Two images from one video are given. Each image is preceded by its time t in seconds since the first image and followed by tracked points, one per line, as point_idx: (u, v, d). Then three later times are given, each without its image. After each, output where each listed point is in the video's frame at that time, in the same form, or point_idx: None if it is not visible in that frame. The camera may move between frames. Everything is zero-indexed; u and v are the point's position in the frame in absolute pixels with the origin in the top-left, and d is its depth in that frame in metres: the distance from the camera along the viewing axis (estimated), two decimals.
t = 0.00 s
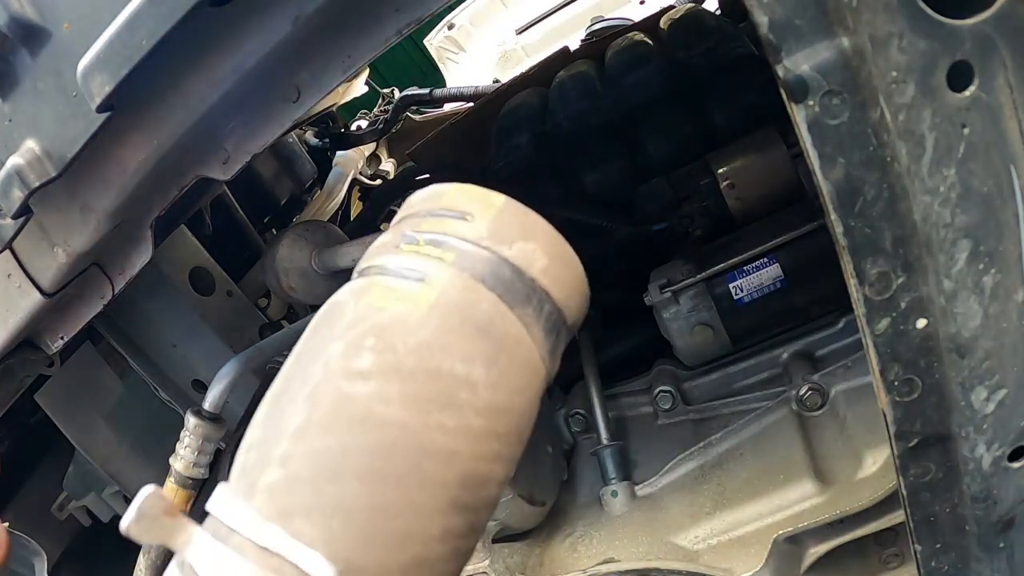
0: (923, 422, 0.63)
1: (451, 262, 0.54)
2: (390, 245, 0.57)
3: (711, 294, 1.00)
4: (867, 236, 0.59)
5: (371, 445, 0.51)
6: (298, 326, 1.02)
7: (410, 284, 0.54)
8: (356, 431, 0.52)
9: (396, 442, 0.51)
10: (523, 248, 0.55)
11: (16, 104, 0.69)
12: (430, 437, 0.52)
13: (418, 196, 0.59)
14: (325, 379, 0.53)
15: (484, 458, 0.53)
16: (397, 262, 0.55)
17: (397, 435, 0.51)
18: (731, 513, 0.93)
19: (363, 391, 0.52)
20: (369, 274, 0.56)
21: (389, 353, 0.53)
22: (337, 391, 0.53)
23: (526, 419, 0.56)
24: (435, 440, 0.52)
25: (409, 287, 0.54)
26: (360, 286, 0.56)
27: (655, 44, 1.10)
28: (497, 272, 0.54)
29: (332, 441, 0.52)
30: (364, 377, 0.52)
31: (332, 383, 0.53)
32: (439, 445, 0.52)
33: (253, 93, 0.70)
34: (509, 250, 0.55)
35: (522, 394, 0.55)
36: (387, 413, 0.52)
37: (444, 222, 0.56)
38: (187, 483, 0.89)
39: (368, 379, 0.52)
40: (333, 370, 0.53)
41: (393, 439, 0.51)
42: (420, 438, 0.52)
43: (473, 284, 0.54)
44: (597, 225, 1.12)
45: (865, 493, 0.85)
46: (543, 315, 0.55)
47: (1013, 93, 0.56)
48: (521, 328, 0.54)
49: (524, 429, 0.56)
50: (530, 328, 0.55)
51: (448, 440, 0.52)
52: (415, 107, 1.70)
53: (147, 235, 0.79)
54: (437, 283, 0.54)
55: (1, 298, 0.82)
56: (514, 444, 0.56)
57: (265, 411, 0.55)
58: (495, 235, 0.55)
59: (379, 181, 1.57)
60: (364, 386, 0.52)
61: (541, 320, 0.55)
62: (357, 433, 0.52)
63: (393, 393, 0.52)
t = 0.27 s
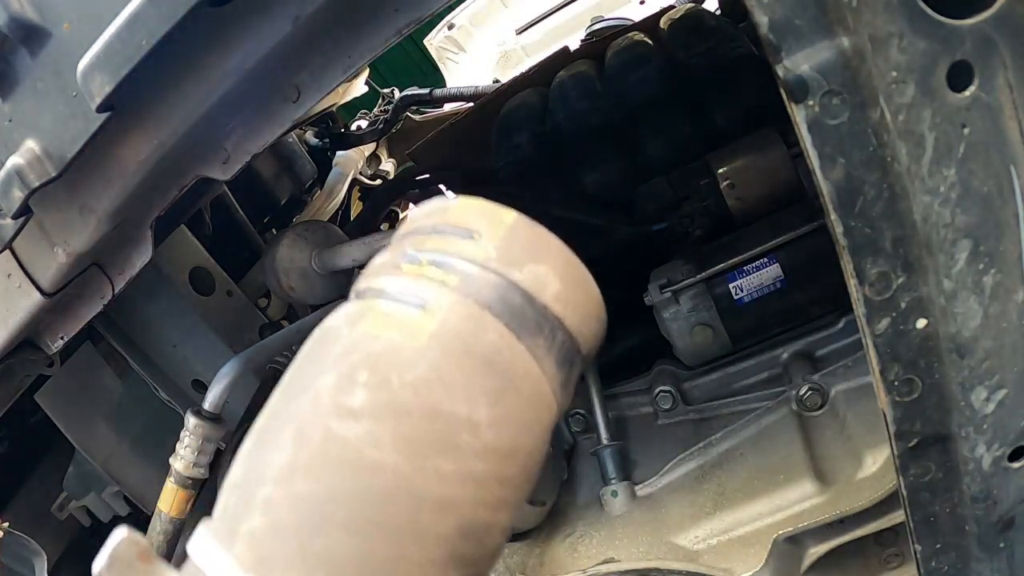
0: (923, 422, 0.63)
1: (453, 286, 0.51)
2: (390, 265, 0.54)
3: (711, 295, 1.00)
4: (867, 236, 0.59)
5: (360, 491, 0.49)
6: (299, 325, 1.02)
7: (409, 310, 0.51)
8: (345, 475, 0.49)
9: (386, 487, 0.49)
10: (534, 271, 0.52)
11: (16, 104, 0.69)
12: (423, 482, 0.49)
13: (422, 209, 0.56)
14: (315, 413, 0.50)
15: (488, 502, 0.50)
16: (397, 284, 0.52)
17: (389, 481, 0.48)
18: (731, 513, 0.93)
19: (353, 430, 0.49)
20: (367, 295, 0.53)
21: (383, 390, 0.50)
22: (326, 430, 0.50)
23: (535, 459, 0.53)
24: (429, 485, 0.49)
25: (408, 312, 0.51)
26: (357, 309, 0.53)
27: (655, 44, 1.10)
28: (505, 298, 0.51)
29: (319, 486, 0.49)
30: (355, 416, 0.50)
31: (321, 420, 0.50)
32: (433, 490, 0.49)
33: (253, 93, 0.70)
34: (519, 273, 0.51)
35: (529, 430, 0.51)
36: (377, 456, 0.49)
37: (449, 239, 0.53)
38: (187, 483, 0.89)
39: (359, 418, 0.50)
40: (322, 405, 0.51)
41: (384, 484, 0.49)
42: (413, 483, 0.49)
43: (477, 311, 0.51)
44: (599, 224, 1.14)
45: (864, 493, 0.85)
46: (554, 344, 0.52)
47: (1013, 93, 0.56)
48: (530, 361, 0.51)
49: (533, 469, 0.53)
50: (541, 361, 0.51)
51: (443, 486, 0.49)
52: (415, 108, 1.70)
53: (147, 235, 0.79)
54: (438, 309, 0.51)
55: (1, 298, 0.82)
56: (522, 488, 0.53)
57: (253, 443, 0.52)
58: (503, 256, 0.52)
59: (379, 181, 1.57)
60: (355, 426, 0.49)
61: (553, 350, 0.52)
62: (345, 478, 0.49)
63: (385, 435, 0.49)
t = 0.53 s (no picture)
0: (923, 422, 0.63)
1: (463, 355, 0.53)
2: (400, 329, 0.56)
3: (711, 295, 1.00)
4: (867, 236, 0.59)
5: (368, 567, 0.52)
6: (299, 325, 1.02)
7: (419, 380, 0.54)
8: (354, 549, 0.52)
9: (392, 561, 0.52)
10: (543, 340, 0.54)
11: (16, 104, 0.69)
12: (428, 558, 0.52)
13: (435, 268, 0.58)
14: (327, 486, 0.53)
15: (493, 572, 0.53)
16: (408, 351, 0.55)
17: (398, 557, 0.51)
18: (732, 513, 0.93)
19: (364, 503, 0.52)
20: (377, 359, 0.56)
21: (393, 470, 0.52)
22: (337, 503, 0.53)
23: (540, 526, 0.56)
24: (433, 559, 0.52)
25: (419, 383, 0.54)
26: (368, 375, 0.56)
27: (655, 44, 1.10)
28: (514, 367, 0.53)
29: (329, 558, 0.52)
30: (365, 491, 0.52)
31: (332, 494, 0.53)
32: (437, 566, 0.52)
33: (253, 93, 0.70)
34: (529, 342, 0.54)
35: (537, 500, 0.54)
36: (385, 530, 0.52)
37: (460, 303, 0.55)
38: (187, 483, 0.90)
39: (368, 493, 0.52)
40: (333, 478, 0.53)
41: (389, 559, 0.52)
42: (417, 558, 0.52)
43: (486, 382, 0.53)
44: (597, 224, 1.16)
45: (864, 493, 0.85)
46: (562, 413, 0.55)
47: (1013, 93, 0.56)
48: (536, 433, 0.54)
49: (540, 529, 0.56)
50: (549, 432, 0.54)
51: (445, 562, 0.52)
52: (415, 107, 1.70)
53: (147, 234, 0.79)
54: (447, 381, 0.53)
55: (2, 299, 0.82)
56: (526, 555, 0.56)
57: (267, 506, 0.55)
58: (512, 324, 0.54)
59: (379, 181, 1.57)
60: (364, 502, 0.52)
61: (560, 420, 0.55)
62: (354, 553, 0.52)
63: (393, 512, 0.52)
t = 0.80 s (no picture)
0: (923, 422, 0.63)
1: (463, 395, 0.49)
2: (402, 367, 0.51)
3: (711, 295, 1.00)
4: (867, 236, 0.59)
5: None
6: (299, 325, 1.02)
7: (420, 420, 0.49)
8: None
9: None
10: (543, 380, 0.49)
11: (16, 104, 0.69)
12: None
13: (433, 307, 0.54)
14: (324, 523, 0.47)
15: None
16: (407, 390, 0.49)
17: None
18: (731, 512, 0.93)
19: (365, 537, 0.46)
20: (379, 398, 0.51)
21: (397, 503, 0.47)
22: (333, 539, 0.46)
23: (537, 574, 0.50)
24: None
25: (419, 423, 0.48)
26: (367, 410, 0.50)
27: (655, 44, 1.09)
28: (513, 408, 0.49)
29: None
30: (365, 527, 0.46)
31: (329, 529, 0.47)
32: None
33: (253, 93, 0.70)
34: (528, 383, 0.49)
35: (533, 542, 0.48)
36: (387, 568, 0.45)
37: (462, 344, 0.50)
38: (187, 483, 0.90)
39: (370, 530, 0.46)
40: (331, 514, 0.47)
41: None
42: None
43: (488, 423, 0.48)
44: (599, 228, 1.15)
45: (864, 493, 0.85)
46: (559, 452, 0.49)
47: (1013, 93, 0.56)
48: (536, 472, 0.48)
49: None
50: (547, 470, 0.49)
51: None
52: (415, 107, 1.70)
53: (147, 235, 0.79)
54: (450, 421, 0.48)
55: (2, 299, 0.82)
56: None
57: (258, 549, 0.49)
58: (513, 365, 0.49)
59: (379, 181, 1.57)
60: (364, 537, 0.46)
61: (557, 460, 0.49)
62: None
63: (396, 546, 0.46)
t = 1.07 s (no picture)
0: (923, 422, 0.63)
1: (472, 450, 0.48)
2: (412, 420, 0.50)
3: (711, 295, 1.00)
4: (867, 236, 0.59)
5: None
6: (299, 325, 1.02)
7: (431, 474, 0.48)
8: None
9: None
10: (547, 436, 0.49)
11: (16, 104, 0.69)
12: None
13: (443, 359, 0.53)
14: (339, 575, 0.47)
15: None
16: (418, 444, 0.49)
17: None
18: (732, 513, 0.93)
19: None
20: (390, 450, 0.50)
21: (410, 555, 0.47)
22: None
23: None
24: None
25: (430, 477, 0.48)
26: (378, 461, 0.50)
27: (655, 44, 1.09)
28: (518, 463, 0.48)
29: None
30: None
31: None
32: None
33: (253, 94, 0.70)
34: (533, 438, 0.49)
35: None
36: None
37: (470, 400, 0.50)
38: (187, 483, 0.90)
39: None
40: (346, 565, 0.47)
41: None
42: None
43: (497, 477, 0.48)
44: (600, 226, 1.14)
45: (864, 494, 0.85)
46: (562, 503, 0.49)
47: (1013, 93, 0.56)
48: (541, 524, 0.48)
49: None
50: (550, 521, 0.49)
51: None
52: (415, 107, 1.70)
53: (147, 235, 0.79)
54: (459, 475, 0.48)
55: (2, 298, 0.82)
56: None
57: None
58: (520, 422, 0.49)
59: (379, 181, 1.57)
60: None
61: (561, 511, 0.49)
62: None
63: None
